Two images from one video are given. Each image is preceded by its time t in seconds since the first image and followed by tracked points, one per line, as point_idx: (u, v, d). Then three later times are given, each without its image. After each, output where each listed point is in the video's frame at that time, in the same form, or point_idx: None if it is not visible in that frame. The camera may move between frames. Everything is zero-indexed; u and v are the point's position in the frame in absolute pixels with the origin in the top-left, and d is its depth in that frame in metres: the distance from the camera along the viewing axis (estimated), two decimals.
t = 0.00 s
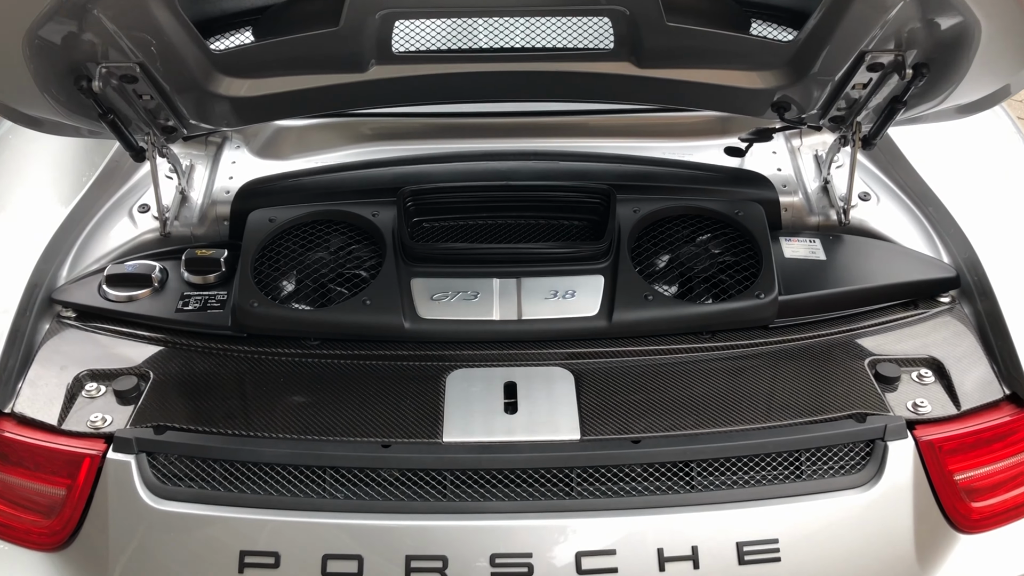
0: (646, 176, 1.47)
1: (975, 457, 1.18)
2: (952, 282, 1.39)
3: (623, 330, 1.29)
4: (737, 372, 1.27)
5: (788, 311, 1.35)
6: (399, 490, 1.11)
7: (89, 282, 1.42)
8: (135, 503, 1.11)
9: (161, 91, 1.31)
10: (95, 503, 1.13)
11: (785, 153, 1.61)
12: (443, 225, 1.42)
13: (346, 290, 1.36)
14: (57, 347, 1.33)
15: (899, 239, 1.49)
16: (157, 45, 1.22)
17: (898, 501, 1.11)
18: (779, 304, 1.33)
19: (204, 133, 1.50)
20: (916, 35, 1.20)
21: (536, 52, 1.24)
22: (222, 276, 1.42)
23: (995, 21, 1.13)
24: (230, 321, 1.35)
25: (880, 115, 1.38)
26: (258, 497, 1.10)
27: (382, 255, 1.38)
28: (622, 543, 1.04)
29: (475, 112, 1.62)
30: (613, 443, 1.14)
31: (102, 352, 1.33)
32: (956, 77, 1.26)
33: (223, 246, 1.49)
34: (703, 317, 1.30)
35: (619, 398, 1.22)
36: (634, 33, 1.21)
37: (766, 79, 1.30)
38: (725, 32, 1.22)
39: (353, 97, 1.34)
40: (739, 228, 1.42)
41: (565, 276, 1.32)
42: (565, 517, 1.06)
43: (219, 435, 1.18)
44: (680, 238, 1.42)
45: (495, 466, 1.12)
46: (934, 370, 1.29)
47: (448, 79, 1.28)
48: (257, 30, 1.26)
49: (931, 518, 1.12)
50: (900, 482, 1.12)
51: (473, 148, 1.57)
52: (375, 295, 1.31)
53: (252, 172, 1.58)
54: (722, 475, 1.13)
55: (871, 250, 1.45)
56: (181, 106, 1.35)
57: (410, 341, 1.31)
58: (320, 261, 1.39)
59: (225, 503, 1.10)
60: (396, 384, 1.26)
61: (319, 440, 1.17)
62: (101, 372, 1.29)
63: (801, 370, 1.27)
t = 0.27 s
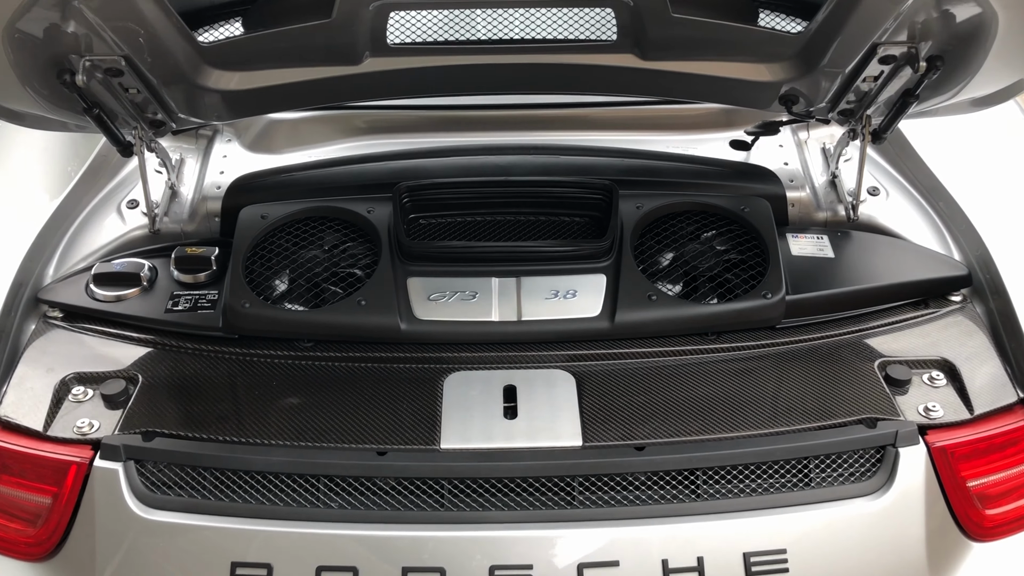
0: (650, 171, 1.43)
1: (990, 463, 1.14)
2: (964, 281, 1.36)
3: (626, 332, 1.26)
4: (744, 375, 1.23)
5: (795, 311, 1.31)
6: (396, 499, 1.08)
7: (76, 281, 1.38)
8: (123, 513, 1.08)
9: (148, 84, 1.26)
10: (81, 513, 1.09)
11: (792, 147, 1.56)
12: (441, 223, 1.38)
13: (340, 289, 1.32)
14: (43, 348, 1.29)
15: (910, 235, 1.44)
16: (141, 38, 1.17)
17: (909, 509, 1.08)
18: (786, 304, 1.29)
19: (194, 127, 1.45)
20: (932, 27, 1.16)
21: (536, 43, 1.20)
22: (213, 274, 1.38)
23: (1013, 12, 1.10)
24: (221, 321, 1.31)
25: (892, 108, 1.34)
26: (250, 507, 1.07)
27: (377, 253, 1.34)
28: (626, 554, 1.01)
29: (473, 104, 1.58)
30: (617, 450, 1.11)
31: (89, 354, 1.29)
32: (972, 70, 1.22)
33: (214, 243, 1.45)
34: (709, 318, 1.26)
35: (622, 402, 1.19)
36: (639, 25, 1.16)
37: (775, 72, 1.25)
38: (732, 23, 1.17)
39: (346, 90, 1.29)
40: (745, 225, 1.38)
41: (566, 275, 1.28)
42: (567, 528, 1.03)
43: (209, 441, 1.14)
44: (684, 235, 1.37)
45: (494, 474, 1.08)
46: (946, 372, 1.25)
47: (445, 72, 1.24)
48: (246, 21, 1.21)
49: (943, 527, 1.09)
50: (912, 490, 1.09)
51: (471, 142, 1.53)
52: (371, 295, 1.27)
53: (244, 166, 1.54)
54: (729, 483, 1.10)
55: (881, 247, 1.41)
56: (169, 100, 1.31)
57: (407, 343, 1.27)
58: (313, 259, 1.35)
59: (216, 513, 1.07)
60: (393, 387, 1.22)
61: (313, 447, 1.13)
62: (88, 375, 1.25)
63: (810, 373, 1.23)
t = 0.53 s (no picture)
0: (654, 169, 1.39)
1: (1006, 474, 1.11)
2: (977, 282, 1.32)
3: (629, 336, 1.22)
4: (751, 380, 1.19)
5: (804, 314, 1.27)
6: (392, 513, 1.04)
7: (62, 283, 1.34)
8: (110, 527, 1.04)
9: (135, 80, 1.22)
10: (67, 526, 1.06)
11: (800, 143, 1.52)
12: (438, 222, 1.33)
13: (335, 292, 1.28)
14: (28, 353, 1.25)
15: (921, 235, 1.40)
16: (126, 33, 1.13)
17: (923, 523, 1.05)
18: (795, 307, 1.25)
19: (184, 123, 1.41)
20: (948, 21, 1.11)
21: (536, 39, 1.15)
22: (204, 276, 1.34)
23: None
24: (211, 326, 1.27)
25: (905, 104, 1.29)
26: (240, 521, 1.03)
27: (373, 255, 1.29)
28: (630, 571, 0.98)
29: (470, 100, 1.53)
30: (620, 463, 1.07)
31: (76, 360, 1.25)
32: (989, 66, 1.18)
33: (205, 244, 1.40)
34: (715, 322, 1.22)
35: (625, 410, 1.15)
36: (644, 18, 1.11)
37: (785, 67, 1.21)
38: (741, 17, 1.13)
39: (340, 86, 1.24)
40: (752, 225, 1.33)
41: (568, 278, 1.24)
42: (568, 543, 0.99)
43: (198, 452, 1.10)
44: (689, 235, 1.33)
45: (494, 487, 1.05)
46: (960, 378, 1.21)
47: (442, 68, 1.19)
48: (235, 14, 1.17)
49: (958, 540, 1.06)
50: (926, 502, 1.06)
51: (469, 139, 1.49)
52: (366, 298, 1.23)
53: (235, 163, 1.50)
54: (736, 495, 1.06)
55: (891, 247, 1.37)
56: (156, 97, 1.26)
57: (403, 349, 1.24)
58: (306, 261, 1.31)
59: (206, 527, 1.03)
60: (389, 394, 1.18)
61: (305, 459, 1.09)
62: (74, 382, 1.21)
63: (819, 378, 1.20)
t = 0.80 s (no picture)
0: (660, 167, 1.34)
1: None
2: (994, 285, 1.27)
3: (636, 343, 1.18)
4: (761, 388, 1.15)
5: (816, 319, 1.22)
6: (390, 529, 1.01)
7: (48, 286, 1.29)
8: (97, 545, 1.00)
9: (121, 77, 1.16)
10: (53, 542, 1.02)
11: (811, 139, 1.48)
12: (437, 222, 1.29)
13: (330, 295, 1.23)
14: (13, 359, 1.21)
15: (936, 235, 1.36)
16: (110, 28, 1.07)
17: (939, 539, 1.01)
18: (807, 311, 1.21)
19: (174, 120, 1.36)
20: (971, 15, 1.06)
21: (539, 33, 1.10)
22: (195, 279, 1.29)
23: None
24: (203, 331, 1.22)
25: (922, 101, 1.24)
26: (232, 538, 1.00)
27: (370, 257, 1.25)
28: None
29: (470, 94, 1.48)
30: (627, 477, 1.03)
31: (63, 367, 1.20)
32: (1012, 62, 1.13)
33: (197, 245, 1.36)
34: (725, 328, 1.18)
35: (631, 420, 1.11)
36: (652, 12, 1.06)
37: (797, 63, 1.16)
38: (754, 11, 1.07)
39: (334, 83, 1.19)
40: (763, 225, 1.29)
41: (572, 281, 1.20)
42: (573, 561, 0.96)
43: (187, 465, 1.06)
44: (697, 236, 1.29)
45: (496, 503, 1.01)
46: (978, 386, 1.17)
47: (441, 63, 1.14)
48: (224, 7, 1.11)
49: (975, 555, 1.03)
50: (944, 517, 1.02)
51: (469, 136, 1.44)
52: (363, 302, 1.19)
53: (227, 160, 1.45)
54: (746, 510, 1.03)
55: (906, 248, 1.32)
56: (144, 93, 1.21)
57: (402, 355, 1.19)
58: (301, 263, 1.26)
59: (198, 544, 1.00)
60: (386, 403, 1.14)
61: (298, 472, 1.05)
62: (60, 390, 1.17)
63: (832, 386, 1.15)
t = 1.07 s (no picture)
0: (665, 161, 1.30)
1: None
2: (1008, 283, 1.24)
3: (639, 344, 1.14)
4: (769, 390, 1.12)
5: (825, 318, 1.19)
6: (387, 538, 0.98)
7: (35, 285, 1.26)
8: (85, 555, 0.97)
9: (108, 70, 1.12)
10: (39, 551, 0.99)
11: (819, 132, 1.44)
12: (435, 219, 1.25)
13: (325, 294, 1.19)
14: None
15: (946, 231, 1.32)
16: (93, 19, 1.03)
17: (952, 548, 0.98)
18: (815, 311, 1.17)
19: (164, 113, 1.32)
20: (990, 6, 1.01)
21: (539, 23, 1.06)
22: (186, 277, 1.26)
23: None
24: (194, 332, 1.19)
25: (936, 93, 1.20)
26: (223, 547, 0.97)
27: (365, 255, 1.21)
28: None
29: (469, 86, 1.44)
30: (630, 484, 1.00)
31: (50, 369, 1.17)
32: None
33: (188, 242, 1.32)
34: (731, 328, 1.14)
35: (634, 425, 1.07)
36: (657, 2, 1.02)
37: (808, 54, 1.12)
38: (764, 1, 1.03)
39: (328, 75, 1.15)
40: (770, 222, 1.25)
41: (573, 280, 1.16)
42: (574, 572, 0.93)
43: (177, 472, 1.03)
44: (703, 233, 1.25)
45: (496, 512, 0.98)
46: (992, 389, 1.13)
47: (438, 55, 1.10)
48: None
49: (988, 565, 1.00)
50: (957, 525, 0.99)
51: (467, 129, 1.40)
52: (358, 302, 1.15)
53: (219, 154, 1.41)
54: (754, 518, 1.00)
55: (918, 244, 1.28)
56: (132, 87, 1.17)
57: (398, 357, 1.16)
58: (295, 261, 1.23)
59: (188, 554, 0.97)
60: (382, 406, 1.11)
61: (291, 479, 1.02)
62: (47, 392, 1.14)
63: (842, 388, 1.12)
